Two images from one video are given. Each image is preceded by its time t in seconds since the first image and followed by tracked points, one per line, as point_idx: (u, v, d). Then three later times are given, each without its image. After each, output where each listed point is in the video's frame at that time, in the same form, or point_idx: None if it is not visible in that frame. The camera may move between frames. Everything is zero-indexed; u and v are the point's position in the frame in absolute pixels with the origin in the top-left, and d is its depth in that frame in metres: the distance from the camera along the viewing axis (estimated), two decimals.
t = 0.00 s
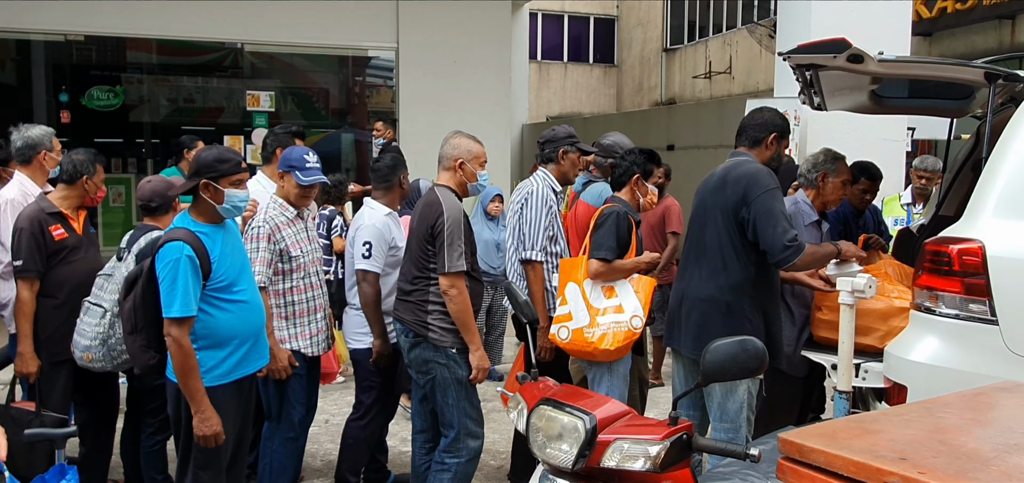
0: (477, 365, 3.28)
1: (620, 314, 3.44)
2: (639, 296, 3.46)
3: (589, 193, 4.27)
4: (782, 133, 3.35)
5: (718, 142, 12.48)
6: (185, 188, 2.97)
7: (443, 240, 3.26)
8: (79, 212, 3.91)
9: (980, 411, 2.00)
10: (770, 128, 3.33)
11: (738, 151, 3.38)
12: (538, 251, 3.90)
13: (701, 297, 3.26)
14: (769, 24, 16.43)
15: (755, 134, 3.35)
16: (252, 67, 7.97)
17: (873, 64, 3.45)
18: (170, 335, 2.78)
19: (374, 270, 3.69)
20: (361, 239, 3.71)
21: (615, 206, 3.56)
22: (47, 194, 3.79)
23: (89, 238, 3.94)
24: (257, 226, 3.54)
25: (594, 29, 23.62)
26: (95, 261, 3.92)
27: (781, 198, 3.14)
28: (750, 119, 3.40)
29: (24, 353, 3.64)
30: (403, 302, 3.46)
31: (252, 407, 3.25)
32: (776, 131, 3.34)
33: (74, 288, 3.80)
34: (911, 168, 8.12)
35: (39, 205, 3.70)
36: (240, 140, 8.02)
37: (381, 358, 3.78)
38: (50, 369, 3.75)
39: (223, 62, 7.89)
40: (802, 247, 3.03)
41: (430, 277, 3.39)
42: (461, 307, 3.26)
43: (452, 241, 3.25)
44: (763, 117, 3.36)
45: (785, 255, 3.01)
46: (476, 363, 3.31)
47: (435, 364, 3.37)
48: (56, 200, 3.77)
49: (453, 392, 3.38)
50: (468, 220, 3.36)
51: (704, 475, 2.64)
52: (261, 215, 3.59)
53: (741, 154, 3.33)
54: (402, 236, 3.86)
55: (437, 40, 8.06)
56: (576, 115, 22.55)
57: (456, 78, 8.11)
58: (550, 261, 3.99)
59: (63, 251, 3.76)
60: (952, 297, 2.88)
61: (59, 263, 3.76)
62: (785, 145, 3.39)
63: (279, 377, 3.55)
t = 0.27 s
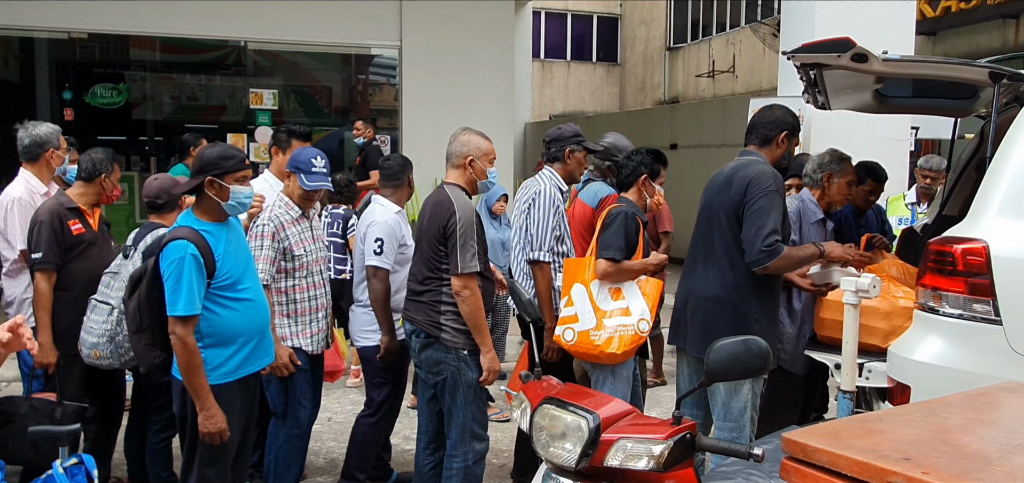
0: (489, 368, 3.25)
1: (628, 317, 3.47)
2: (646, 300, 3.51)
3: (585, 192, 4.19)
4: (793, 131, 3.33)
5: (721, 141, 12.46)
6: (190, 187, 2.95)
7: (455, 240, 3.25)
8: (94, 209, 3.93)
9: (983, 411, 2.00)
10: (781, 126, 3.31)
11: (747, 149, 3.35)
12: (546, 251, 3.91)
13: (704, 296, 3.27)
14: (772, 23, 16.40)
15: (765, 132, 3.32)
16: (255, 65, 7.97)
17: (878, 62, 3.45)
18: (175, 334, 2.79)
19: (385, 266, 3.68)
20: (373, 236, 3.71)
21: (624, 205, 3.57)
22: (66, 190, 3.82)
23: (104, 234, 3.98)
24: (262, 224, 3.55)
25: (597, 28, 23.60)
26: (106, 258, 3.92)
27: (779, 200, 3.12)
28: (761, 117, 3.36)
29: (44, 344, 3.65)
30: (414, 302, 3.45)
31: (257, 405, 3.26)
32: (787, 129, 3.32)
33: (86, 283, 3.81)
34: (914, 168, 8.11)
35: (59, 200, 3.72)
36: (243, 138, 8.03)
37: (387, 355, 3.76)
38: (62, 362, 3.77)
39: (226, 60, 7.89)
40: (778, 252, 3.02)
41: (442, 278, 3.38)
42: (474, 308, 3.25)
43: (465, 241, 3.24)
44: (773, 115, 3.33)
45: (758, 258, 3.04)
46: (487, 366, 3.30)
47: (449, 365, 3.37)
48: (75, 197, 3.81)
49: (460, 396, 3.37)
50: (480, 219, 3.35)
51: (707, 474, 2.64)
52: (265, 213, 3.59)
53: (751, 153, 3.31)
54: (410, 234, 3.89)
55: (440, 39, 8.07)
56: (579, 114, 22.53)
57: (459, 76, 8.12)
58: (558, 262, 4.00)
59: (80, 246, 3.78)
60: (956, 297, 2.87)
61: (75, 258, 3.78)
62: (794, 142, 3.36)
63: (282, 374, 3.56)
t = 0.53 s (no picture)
0: (521, 368, 3.20)
1: (651, 310, 3.50)
2: (671, 293, 3.53)
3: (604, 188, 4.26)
4: (819, 128, 3.29)
5: (742, 138, 12.35)
6: (215, 183, 2.96)
7: (485, 239, 3.24)
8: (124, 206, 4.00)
9: (1010, 413, 1.97)
10: (807, 123, 3.26)
11: (771, 147, 3.32)
12: (572, 252, 3.90)
13: (724, 295, 3.24)
14: (794, 19, 16.23)
15: (790, 129, 3.29)
16: (275, 63, 8.02)
17: (903, 59, 3.41)
18: (197, 329, 2.82)
19: (409, 263, 3.68)
20: (399, 233, 3.72)
21: (650, 201, 3.58)
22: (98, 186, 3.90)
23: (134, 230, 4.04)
24: (286, 221, 3.55)
25: (616, 25, 23.52)
26: (135, 253, 3.97)
27: (797, 201, 3.07)
28: (787, 113, 3.32)
29: (79, 333, 3.69)
30: (441, 301, 3.45)
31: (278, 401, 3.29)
32: (813, 126, 3.27)
33: (116, 278, 3.86)
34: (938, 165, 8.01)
35: (93, 194, 3.79)
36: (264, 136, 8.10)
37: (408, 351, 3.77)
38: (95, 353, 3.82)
39: (247, 59, 7.95)
40: (789, 253, 2.98)
41: (471, 277, 3.39)
42: (506, 307, 3.23)
43: (495, 240, 3.24)
44: (800, 111, 3.28)
45: (768, 258, 3.01)
46: (519, 366, 3.24)
47: (477, 365, 3.37)
48: (107, 193, 3.89)
49: (483, 398, 3.38)
50: (508, 216, 3.34)
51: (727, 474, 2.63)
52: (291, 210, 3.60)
53: (774, 151, 3.28)
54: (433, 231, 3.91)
55: (459, 37, 8.08)
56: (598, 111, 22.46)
57: (478, 74, 8.14)
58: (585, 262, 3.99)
59: (110, 240, 3.83)
60: (982, 297, 2.83)
61: (106, 252, 3.83)
62: (820, 140, 3.32)
63: (299, 372, 3.58)
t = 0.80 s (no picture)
0: (550, 368, 3.15)
1: (680, 302, 3.48)
2: (701, 287, 3.53)
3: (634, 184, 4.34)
4: (849, 126, 3.24)
5: (767, 135, 12.23)
6: (245, 180, 3.00)
7: (512, 239, 3.23)
8: (151, 203, 4.07)
9: None
10: (836, 121, 3.22)
11: (800, 144, 3.29)
12: (599, 251, 3.89)
13: (750, 294, 3.22)
14: (820, 15, 16.05)
15: (819, 126, 3.24)
16: (299, 63, 8.09)
17: (933, 55, 3.37)
18: (239, 314, 2.87)
19: (431, 262, 3.71)
20: (420, 231, 3.73)
21: (684, 197, 3.64)
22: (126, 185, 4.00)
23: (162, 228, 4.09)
24: (313, 220, 3.54)
25: (638, 22, 23.41)
26: (164, 251, 4.02)
27: (827, 205, 3.02)
28: (816, 110, 3.27)
29: (117, 330, 3.74)
30: (469, 301, 3.46)
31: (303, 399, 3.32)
32: (843, 124, 3.22)
33: (148, 275, 3.91)
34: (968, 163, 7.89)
35: (123, 193, 3.83)
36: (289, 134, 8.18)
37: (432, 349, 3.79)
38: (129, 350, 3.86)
39: (272, 58, 8.02)
40: (822, 260, 2.96)
41: (499, 277, 3.37)
42: (535, 307, 3.20)
43: (523, 240, 3.22)
44: (830, 108, 3.23)
45: (801, 263, 2.97)
46: (549, 366, 3.20)
47: (503, 365, 3.37)
48: (135, 190, 3.99)
49: (508, 399, 3.37)
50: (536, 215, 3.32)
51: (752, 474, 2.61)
52: (318, 209, 3.59)
53: (803, 149, 3.26)
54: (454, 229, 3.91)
55: (482, 35, 8.11)
56: (620, 109, 22.37)
57: (501, 72, 8.16)
58: (613, 261, 3.99)
59: (140, 238, 3.88)
60: (1015, 297, 2.78)
61: (138, 249, 3.88)
62: (850, 137, 3.28)
63: (330, 368, 3.56)
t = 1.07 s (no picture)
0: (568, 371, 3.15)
1: (703, 299, 3.47)
2: (725, 285, 3.51)
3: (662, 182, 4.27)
4: (874, 124, 3.20)
5: (788, 133, 12.13)
6: (266, 176, 3.03)
7: (533, 237, 3.22)
8: (169, 199, 4.10)
9: None
10: (861, 119, 3.18)
11: (823, 142, 3.26)
12: (625, 252, 3.87)
13: (773, 293, 3.19)
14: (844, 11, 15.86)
15: (844, 124, 3.21)
16: (320, 61, 8.17)
17: (960, 50, 3.32)
18: (295, 298, 2.92)
19: (448, 262, 3.71)
20: (435, 232, 3.71)
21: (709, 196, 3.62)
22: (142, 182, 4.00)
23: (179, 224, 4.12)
24: (337, 224, 3.50)
25: (658, 19, 23.28)
26: (187, 248, 4.06)
27: (855, 202, 2.99)
28: (841, 107, 3.24)
29: (139, 331, 3.80)
30: (491, 300, 3.47)
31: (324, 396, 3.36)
32: (867, 122, 3.18)
33: (173, 271, 3.96)
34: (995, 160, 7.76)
35: (141, 191, 3.85)
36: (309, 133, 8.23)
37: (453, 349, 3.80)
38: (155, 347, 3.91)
39: (293, 56, 8.09)
40: (849, 257, 2.92)
41: (520, 276, 3.38)
42: (554, 307, 3.20)
43: (543, 239, 3.22)
44: (855, 105, 3.19)
45: (828, 260, 2.93)
46: (567, 368, 3.18)
47: (522, 366, 3.37)
48: (151, 188, 3.98)
49: (526, 399, 3.39)
50: (558, 214, 3.31)
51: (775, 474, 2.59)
52: (342, 210, 3.54)
53: (826, 146, 3.22)
54: (472, 227, 3.88)
55: (501, 32, 8.12)
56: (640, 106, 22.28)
57: (520, 70, 8.17)
58: (638, 262, 3.98)
59: (161, 236, 3.91)
60: None
61: (159, 247, 3.92)
62: (875, 135, 3.24)
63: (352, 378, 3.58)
